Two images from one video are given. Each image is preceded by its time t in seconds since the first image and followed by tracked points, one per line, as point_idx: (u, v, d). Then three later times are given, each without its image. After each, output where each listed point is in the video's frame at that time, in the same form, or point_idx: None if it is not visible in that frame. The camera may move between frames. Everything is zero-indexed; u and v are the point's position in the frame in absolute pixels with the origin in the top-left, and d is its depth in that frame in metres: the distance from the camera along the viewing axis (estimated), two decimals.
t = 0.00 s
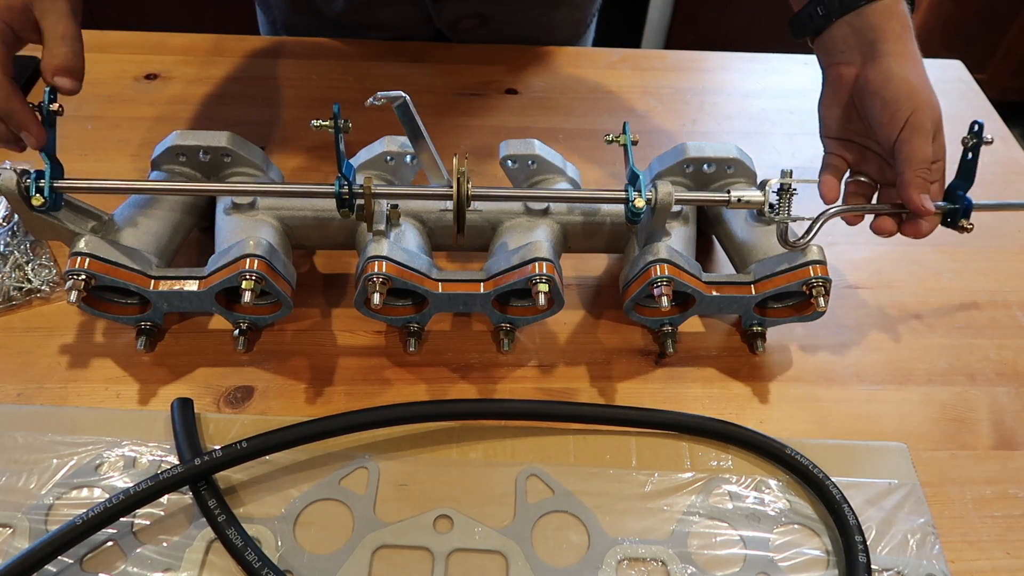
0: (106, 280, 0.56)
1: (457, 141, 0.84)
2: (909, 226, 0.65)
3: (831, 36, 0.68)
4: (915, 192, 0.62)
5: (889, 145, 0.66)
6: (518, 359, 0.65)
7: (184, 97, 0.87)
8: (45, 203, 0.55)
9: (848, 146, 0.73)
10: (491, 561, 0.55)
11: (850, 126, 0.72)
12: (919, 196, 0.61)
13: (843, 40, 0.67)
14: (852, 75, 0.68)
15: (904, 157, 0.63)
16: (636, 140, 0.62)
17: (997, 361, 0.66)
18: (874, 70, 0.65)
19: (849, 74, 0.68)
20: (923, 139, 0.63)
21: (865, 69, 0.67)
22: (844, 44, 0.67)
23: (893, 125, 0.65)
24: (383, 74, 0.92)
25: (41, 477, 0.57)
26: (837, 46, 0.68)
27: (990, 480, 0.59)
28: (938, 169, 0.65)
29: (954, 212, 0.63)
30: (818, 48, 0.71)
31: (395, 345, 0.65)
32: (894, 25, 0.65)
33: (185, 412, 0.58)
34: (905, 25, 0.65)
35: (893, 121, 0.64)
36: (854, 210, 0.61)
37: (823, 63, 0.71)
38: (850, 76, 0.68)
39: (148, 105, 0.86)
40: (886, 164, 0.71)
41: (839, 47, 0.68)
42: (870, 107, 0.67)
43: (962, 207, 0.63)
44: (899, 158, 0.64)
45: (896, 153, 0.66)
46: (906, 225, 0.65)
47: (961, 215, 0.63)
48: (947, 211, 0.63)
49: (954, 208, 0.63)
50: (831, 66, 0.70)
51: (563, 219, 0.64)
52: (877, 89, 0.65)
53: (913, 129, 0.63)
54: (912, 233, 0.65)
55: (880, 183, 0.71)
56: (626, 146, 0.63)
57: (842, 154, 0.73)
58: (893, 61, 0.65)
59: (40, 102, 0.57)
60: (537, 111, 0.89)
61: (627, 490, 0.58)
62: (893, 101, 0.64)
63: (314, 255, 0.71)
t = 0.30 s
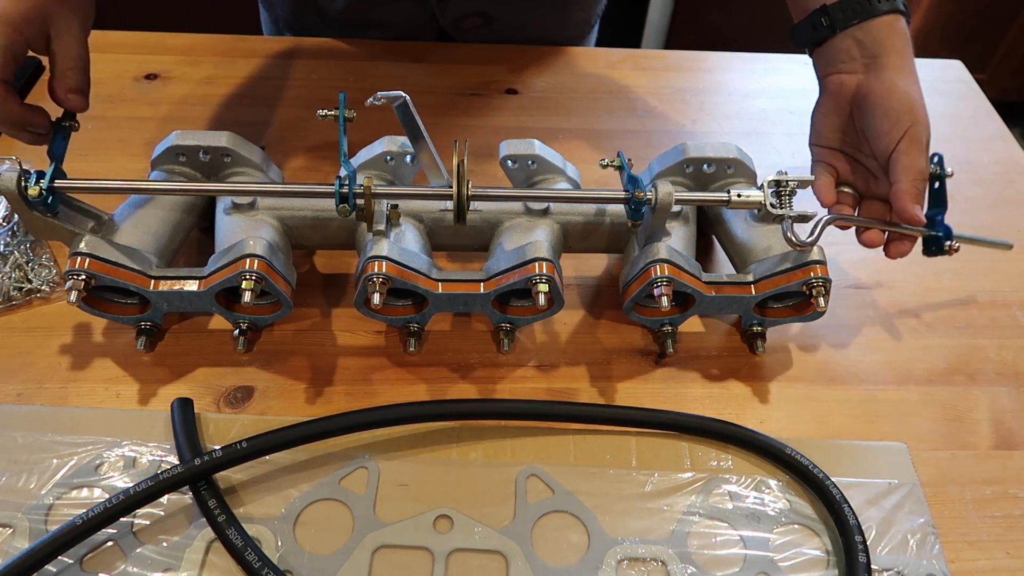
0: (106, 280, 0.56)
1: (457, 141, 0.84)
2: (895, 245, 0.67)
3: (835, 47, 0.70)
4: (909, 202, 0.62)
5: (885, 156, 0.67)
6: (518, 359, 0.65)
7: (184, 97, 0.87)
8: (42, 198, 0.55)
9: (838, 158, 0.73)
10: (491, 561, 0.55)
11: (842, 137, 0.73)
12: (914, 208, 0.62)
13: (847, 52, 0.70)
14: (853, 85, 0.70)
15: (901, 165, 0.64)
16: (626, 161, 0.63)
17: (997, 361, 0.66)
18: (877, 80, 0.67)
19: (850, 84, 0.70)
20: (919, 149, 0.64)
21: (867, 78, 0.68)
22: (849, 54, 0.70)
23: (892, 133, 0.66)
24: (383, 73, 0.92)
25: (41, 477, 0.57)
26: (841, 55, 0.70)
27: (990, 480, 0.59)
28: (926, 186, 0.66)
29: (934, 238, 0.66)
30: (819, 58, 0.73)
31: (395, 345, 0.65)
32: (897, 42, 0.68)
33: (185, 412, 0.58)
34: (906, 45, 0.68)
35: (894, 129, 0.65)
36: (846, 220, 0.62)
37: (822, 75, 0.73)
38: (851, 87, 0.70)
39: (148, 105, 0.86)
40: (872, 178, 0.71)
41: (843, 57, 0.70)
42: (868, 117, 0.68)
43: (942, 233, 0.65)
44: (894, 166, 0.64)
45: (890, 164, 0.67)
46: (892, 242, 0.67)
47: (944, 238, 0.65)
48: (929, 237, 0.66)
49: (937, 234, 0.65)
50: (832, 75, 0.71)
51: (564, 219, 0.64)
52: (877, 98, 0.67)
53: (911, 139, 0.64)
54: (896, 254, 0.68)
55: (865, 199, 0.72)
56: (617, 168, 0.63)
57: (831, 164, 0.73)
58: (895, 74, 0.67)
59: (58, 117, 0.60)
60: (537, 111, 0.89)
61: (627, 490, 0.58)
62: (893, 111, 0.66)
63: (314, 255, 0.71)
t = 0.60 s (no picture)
0: (106, 280, 0.56)
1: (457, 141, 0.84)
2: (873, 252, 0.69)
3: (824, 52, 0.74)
4: (896, 196, 0.63)
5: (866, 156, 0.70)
6: (518, 359, 0.65)
7: (184, 97, 0.87)
8: (41, 198, 0.55)
9: (819, 160, 0.77)
10: (491, 561, 0.55)
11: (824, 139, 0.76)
12: (900, 201, 0.63)
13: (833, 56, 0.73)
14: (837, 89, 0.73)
15: (884, 164, 0.67)
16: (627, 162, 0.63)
17: (997, 361, 0.66)
18: (862, 83, 0.71)
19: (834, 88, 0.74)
20: (901, 149, 0.67)
21: (852, 82, 0.72)
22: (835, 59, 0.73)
23: (875, 134, 0.69)
24: (383, 74, 0.92)
25: (41, 477, 0.57)
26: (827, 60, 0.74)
27: (990, 480, 0.59)
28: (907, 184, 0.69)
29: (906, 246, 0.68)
30: (806, 63, 0.76)
31: (395, 345, 0.65)
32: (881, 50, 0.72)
33: (185, 412, 0.57)
34: (889, 52, 0.73)
35: (877, 130, 0.69)
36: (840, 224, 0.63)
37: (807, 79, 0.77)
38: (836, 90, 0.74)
39: (148, 105, 0.86)
40: (850, 179, 0.75)
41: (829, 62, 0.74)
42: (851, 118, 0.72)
43: (914, 242, 0.67)
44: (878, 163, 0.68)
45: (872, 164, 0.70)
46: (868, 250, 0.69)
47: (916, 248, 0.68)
48: (902, 246, 0.68)
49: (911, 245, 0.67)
50: (817, 78, 0.75)
51: (564, 219, 0.64)
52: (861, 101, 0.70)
53: (892, 140, 0.68)
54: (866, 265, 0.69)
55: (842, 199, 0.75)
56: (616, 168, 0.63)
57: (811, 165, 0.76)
58: (878, 78, 0.71)
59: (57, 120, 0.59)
60: (537, 111, 0.89)
61: (627, 489, 0.58)
62: (877, 113, 0.69)
63: (314, 255, 0.71)
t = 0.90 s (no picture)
0: (106, 280, 0.56)
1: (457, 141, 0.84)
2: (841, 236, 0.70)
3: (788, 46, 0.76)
4: (849, 186, 0.68)
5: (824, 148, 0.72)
6: (518, 359, 0.65)
7: (184, 97, 0.87)
8: (42, 198, 0.55)
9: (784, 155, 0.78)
10: (491, 561, 0.55)
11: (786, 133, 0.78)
12: (853, 191, 0.68)
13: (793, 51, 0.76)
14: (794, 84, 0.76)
15: (838, 155, 0.69)
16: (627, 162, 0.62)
17: (997, 361, 0.66)
18: (818, 80, 0.73)
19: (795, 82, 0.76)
20: (855, 141, 0.69)
21: (810, 78, 0.74)
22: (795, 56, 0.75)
23: (830, 127, 0.71)
24: (383, 73, 0.92)
25: (41, 477, 0.57)
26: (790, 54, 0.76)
27: (990, 480, 0.59)
28: (866, 173, 0.71)
29: (894, 250, 0.68)
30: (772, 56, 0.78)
31: (395, 345, 0.65)
32: (837, 49, 0.74)
33: (185, 412, 0.57)
34: (846, 49, 0.75)
35: (832, 123, 0.71)
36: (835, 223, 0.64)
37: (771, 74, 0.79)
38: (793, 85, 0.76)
39: (148, 105, 0.86)
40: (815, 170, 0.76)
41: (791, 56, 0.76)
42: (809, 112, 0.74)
43: (902, 247, 0.67)
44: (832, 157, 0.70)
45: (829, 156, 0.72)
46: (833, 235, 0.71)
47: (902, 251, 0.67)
48: (886, 249, 0.68)
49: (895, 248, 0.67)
50: (780, 74, 0.77)
51: (563, 219, 0.64)
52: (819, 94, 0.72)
53: (846, 132, 0.70)
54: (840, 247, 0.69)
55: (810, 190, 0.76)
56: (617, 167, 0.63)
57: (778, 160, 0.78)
58: (834, 74, 0.73)
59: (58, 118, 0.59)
60: (537, 111, 0.89)
61: (627, 490, 0.58)
62: (830, 107, 0.71)
63: (314, 255, 0.71)
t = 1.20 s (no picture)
0: (106, 280, 0.56)
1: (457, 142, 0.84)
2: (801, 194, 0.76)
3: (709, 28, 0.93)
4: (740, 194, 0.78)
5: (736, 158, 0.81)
6: (517, 359, 0.65)
7: (184, 97, 0.87)
8: (41, 198, 0.55)
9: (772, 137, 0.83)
10: (491, 561, 0.55)
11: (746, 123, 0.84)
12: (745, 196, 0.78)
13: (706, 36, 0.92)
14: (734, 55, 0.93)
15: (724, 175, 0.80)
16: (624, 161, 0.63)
17: (997, 361, 0.66)
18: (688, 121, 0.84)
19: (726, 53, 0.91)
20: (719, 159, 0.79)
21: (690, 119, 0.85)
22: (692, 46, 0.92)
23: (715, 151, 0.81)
24: (384, 73, 0.92)
25: (41, 477, 0.57)
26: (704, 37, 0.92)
27: (990, 480, 0.59)
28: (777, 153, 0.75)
29: (894, 250, 0.68)
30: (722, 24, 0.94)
31: (395, 345, 0.65)
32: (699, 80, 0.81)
33: (186, 411, 0.57)
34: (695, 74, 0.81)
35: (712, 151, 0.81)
36: (832, 222, 0.64)
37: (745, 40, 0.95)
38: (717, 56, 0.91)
39: (148, 105, 0.86)
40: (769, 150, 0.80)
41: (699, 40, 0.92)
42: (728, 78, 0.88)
43: (902, 247, 0.67)
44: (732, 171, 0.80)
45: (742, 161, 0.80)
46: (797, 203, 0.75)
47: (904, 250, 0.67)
48: (887, 250, 0.68)
49: (896, 247, 0.67)
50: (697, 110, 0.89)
51: (564, 219, 0.64)
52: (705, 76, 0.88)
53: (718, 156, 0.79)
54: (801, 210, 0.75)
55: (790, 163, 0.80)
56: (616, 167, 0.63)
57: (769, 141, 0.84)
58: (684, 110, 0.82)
59: (60, 118, 0.59)
60: (537, 111, 0.89)
61: (627, 490, 0.58)
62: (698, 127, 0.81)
63: (314, 255, 0.71)
